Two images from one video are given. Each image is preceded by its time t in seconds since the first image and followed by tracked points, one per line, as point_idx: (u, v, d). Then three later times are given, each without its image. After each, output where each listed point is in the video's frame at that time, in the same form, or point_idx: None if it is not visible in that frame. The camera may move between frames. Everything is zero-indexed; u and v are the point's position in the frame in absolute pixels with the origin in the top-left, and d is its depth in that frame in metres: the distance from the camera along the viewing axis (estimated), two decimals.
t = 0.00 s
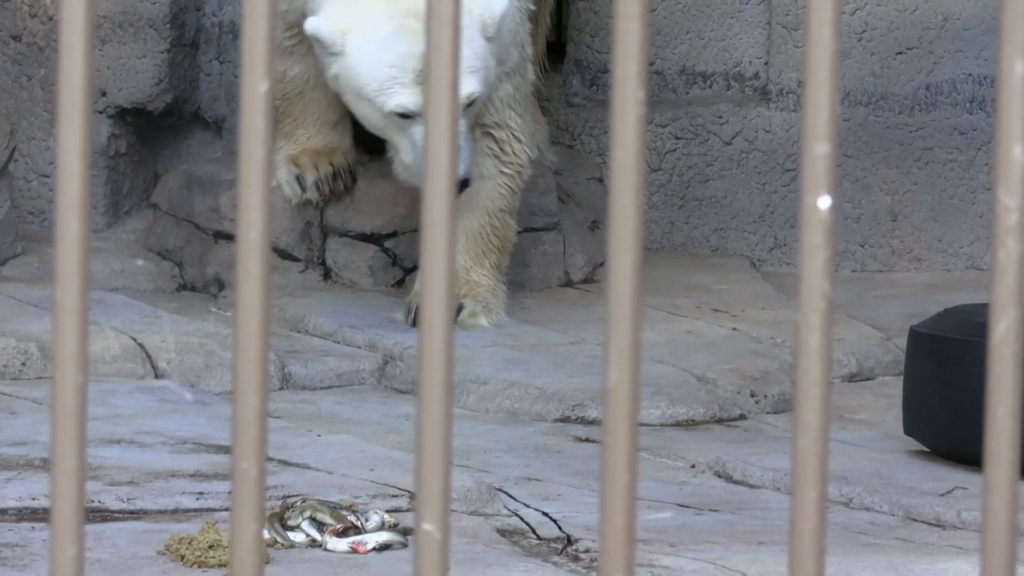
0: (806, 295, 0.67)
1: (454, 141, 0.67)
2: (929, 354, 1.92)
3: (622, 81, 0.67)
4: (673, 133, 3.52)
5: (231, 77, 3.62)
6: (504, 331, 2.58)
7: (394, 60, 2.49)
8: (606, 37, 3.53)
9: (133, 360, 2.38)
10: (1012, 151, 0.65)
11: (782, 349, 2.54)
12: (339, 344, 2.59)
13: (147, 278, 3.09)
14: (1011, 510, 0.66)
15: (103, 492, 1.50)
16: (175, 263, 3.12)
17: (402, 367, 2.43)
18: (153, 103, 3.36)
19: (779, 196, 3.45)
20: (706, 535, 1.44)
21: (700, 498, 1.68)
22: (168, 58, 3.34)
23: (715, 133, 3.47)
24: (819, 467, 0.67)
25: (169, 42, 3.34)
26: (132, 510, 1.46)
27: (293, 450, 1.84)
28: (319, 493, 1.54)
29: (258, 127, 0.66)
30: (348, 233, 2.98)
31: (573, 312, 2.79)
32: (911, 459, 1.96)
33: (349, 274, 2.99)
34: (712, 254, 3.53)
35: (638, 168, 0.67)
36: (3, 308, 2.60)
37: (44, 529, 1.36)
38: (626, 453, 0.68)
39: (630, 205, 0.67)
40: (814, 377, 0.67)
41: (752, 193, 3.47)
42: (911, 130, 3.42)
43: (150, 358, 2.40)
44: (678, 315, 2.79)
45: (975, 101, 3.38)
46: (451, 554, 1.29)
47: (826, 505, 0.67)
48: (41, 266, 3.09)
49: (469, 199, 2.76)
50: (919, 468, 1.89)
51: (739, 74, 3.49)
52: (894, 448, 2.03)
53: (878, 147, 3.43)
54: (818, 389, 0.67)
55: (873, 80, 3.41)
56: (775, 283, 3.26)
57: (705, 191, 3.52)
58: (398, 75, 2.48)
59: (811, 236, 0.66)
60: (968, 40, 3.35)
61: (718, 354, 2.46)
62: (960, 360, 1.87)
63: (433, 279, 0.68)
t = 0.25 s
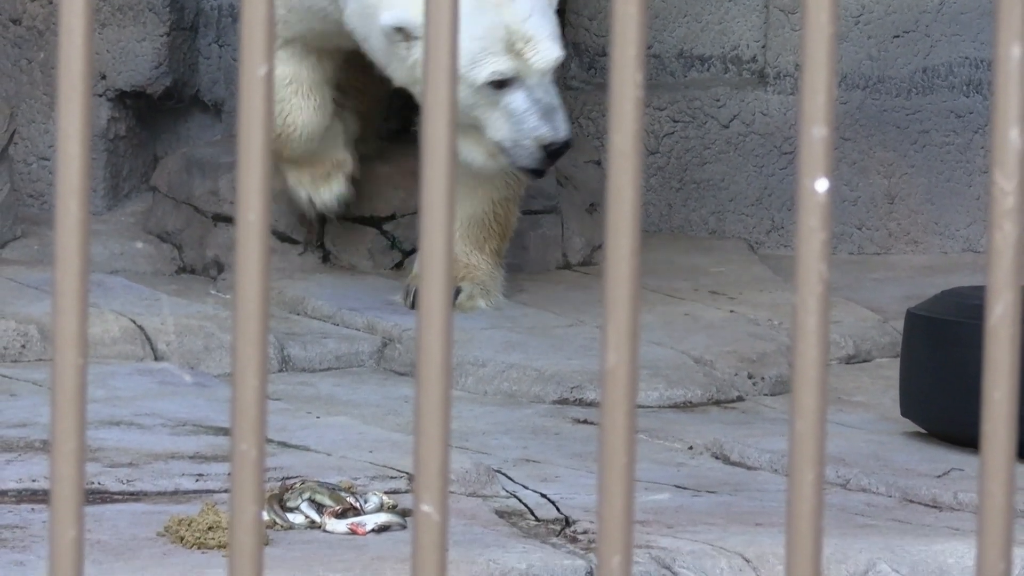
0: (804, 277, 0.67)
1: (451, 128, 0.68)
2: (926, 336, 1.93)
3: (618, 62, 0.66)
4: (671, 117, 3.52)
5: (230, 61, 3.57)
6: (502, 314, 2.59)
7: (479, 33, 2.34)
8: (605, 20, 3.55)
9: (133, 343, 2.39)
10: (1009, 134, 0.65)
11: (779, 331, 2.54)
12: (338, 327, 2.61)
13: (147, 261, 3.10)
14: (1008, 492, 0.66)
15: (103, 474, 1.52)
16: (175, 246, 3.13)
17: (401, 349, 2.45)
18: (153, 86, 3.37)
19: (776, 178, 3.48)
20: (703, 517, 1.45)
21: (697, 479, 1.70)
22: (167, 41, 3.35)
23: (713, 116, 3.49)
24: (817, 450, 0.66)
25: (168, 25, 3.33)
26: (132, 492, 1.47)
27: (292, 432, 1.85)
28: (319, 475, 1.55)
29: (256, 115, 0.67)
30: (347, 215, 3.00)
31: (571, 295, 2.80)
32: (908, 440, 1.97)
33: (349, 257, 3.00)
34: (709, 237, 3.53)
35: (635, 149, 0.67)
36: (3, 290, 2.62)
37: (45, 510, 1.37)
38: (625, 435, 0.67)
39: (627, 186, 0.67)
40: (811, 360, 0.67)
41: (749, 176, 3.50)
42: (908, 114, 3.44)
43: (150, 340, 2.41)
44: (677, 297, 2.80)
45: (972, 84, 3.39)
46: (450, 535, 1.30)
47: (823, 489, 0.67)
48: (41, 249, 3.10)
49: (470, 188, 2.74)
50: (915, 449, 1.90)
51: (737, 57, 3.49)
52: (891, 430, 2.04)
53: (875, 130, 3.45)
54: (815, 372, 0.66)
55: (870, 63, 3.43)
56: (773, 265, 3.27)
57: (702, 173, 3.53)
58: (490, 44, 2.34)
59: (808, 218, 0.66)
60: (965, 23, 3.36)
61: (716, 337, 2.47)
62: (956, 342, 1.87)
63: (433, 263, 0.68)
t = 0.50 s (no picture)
0: (803, 257, 0.67)
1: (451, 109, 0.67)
2: (923, 315, 1.93)
3: (617, 43, 0.66)
4: (670, 96, 3.51)
5: (229, 41, 3.61)
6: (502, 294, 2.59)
7: None
8: None
9: (132, 322, 2.39)
10: (1008, 114, 0.65)
11: (778, 311, 2.55)
12: (338, 307, 2.62)
13: (146, 241, 3.10)
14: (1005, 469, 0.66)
15: (102, 454, 1.52)
16: (174, 226, 3.13)
17: (399, 329, 2.45)
18: (151, 66, 3.36)
19: (774, 159, 3.48)
20: (702, 497, 1.46)
21: (695, 459, 1.70)
22: (166, 21, 3.34)
23: (711, 96, 3.48)
24: (815, 429, 0.66)
25: (167, 5, 3.34)
26: (130, 471, 1.47)
27: (290, 412, 1.85)
28: (317, 455, 1.55)
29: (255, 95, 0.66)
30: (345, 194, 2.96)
31: (570, 275, 2.80)
32: (907, 420, 1.97)
33: (346, 236, 2.96)
34: (708, 217, 3.53)
35: (634, 129, 0.66)
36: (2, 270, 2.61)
37: (43, 490, 1.37)
38: (624, 413, 0.67)
39: (626, 166, 0.66)
40: (809, 340, 0.66)
41: (748, 156, 3.49)
42: (907, 93, 3.43)
43: (149, 320, 2.41)
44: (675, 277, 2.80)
45: (970, 64, 3.41)
46: (448, 515, 1.31)
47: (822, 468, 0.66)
48: (40, 229, 3.09)
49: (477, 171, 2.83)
50: (913, 429, 1.90)
51: (735, 37, 3.50)
52: (889, 410, 2.05)
53: (874, 110, 3.45)
54: (813, 350, 0.66)
55: (868, 43, 3.42)
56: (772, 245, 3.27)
57: (700, 153, 3.52)
58: None
59: (807, 198, 0.66)
60: (964, 3, 3.38)
61: (715, 317, 2.47)
62: (954, 322, 1.88)
63: (433, 242, 0.67)
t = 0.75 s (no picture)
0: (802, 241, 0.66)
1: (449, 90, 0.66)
2: (923, 298, 1.93)
3: (619, 22, 0.65)
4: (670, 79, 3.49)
5: (229, 25, 3.59)
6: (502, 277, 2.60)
7: None
8: None
9: (132, 305, 2.39)
10: (1008, 97, 0.65)
11: (777, 294, 2.54)
12: (338, 290, 2.62)
13: (145, 224, 3.09)
14: (1007, 450, 0.66)
15: (102, 437, 1.52)
16: (174, 209, 3.13)
17: (398, 312, 2.44)
18: (151, 49, 3.35)
19: (774, 141, 3.49)
20: (702, 480, 1.46)
21: (695, 442, 1.70)
22: (166, 3, 3.33)
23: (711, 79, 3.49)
24: (815, 412, 0.66)
25: None
26: (130, 454, 1.48)
27: (290, 395, 1.85)
28: (317, 437, 1.55)
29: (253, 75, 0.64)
30: (346, 177, 2.98)
31: (569, 258, 2.80)
32: (907, 403, 1.97)
33: (346, 220, 2.99)
34: (708, 199, 3.53)
35: (634, 110, 0.65)
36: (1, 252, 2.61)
37: (43, 473, 1.37)
38: (624, 395, 0.66)
39: (626, 146, 0.65)
40: (808, 322, 0.66)
41: (748, 139, 3.50)
42: (907, 77, 3.43)
43: (149, 303, 2.41)
44: (674, 260, 2.80)
45: (970, 47, 3.41)
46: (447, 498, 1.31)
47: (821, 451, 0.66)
48: (41, 212, 3.09)
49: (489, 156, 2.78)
50: (912, 412, 1.90)
51: (735, 21, 3.44)
52: (889, 393, 2.05)
53: (874, 93, 3.44)
54: (813, 334, 0.66)
55: (869, 26, 3.41)
56: (771, 228, 3.27)
57: (700, 136, 3.51)
58: None
59: (806, 182, 0.65)
60: None
61: (715, 300, 2.47)
62: (954, 305, 1.87)
63: (434, 222, 0.66)
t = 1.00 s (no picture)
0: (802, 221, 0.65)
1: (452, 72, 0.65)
2: (925, 282, 1.93)
3: (618, 6, 0.64)
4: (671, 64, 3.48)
5: (230, 7, 3.56)
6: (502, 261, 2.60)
7: None
8: None
9: (133, 289, 2.38)
10: (1009, 79, 0.64)
11: (778, 278, 2.54)
12: (338, 273, 2.62)
13: (146, 207, 3.09)
14: (1007, 434, 0.66)
15: (102, 420, 1.52)
16: (174, 192, 3.13)
17: (399, 296, 2.44)
18: (152, 33, 3.35)
19: (775, 125, 3.49)
20: (703, 464, 1.46)
21: (696, 426, 1.70)
22: None
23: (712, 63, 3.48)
24: (814, 394, 0.65)
25: None
26: (131, 438, 1.48)
27: (291, 379, 1.85)
28: (318, 421, 1.55)
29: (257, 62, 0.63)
30: (347, 161, 2.98)
31: (569, 241, 2.80)
32: (907, 387, 1.97)
33: (347, 203, 2.98)
34: (708, 183, 3.53)
35: (634, 96, 0.64)
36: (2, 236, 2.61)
37: (44, 457, 1.37)
38: (624, 380, 0.65)
39: (626, 132, 0.64)
40: (810, 303, 0.65)
41: (749, 124, 3.50)
42: (908, 61, 3.43)
43: (149, 286, 2.40)
44: (674, 243, 2.80)
45: (970, 30, 3.39)
46: (448, 482, 1.31)
47: (822, 436, 0.65)
48: (42, 195, 3.09)
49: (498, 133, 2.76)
50: (913, 396, 1.90)
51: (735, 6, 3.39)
52: (890, 377, 2.05)
53: (875, 76, 3.44)
54: (814, 316, 0.65)
55: (870, 10, 3.38)
56: (772, 212, 3.27)
57: (701, 120, 3.51)
58: None
59: (807, 165, 0.64)
60: None
61: (716, 283, 2.47)
62: (955, 288, 1.87)
63: (435, 206, 0.65)
